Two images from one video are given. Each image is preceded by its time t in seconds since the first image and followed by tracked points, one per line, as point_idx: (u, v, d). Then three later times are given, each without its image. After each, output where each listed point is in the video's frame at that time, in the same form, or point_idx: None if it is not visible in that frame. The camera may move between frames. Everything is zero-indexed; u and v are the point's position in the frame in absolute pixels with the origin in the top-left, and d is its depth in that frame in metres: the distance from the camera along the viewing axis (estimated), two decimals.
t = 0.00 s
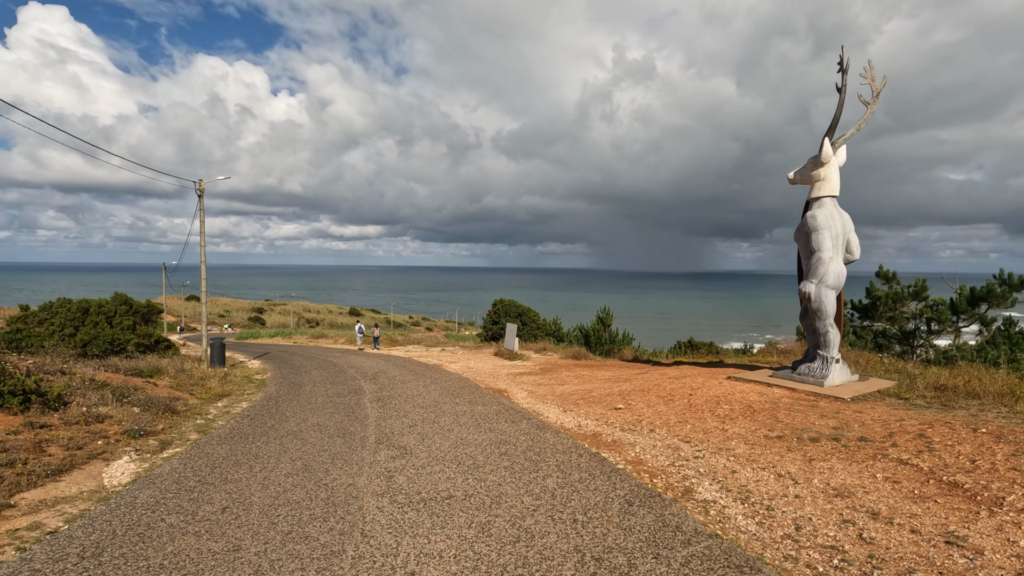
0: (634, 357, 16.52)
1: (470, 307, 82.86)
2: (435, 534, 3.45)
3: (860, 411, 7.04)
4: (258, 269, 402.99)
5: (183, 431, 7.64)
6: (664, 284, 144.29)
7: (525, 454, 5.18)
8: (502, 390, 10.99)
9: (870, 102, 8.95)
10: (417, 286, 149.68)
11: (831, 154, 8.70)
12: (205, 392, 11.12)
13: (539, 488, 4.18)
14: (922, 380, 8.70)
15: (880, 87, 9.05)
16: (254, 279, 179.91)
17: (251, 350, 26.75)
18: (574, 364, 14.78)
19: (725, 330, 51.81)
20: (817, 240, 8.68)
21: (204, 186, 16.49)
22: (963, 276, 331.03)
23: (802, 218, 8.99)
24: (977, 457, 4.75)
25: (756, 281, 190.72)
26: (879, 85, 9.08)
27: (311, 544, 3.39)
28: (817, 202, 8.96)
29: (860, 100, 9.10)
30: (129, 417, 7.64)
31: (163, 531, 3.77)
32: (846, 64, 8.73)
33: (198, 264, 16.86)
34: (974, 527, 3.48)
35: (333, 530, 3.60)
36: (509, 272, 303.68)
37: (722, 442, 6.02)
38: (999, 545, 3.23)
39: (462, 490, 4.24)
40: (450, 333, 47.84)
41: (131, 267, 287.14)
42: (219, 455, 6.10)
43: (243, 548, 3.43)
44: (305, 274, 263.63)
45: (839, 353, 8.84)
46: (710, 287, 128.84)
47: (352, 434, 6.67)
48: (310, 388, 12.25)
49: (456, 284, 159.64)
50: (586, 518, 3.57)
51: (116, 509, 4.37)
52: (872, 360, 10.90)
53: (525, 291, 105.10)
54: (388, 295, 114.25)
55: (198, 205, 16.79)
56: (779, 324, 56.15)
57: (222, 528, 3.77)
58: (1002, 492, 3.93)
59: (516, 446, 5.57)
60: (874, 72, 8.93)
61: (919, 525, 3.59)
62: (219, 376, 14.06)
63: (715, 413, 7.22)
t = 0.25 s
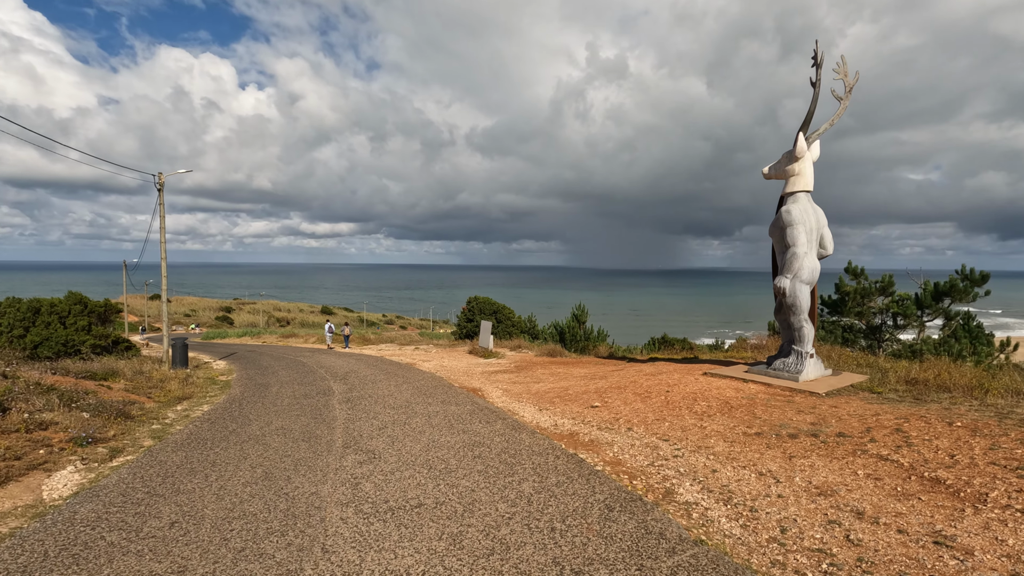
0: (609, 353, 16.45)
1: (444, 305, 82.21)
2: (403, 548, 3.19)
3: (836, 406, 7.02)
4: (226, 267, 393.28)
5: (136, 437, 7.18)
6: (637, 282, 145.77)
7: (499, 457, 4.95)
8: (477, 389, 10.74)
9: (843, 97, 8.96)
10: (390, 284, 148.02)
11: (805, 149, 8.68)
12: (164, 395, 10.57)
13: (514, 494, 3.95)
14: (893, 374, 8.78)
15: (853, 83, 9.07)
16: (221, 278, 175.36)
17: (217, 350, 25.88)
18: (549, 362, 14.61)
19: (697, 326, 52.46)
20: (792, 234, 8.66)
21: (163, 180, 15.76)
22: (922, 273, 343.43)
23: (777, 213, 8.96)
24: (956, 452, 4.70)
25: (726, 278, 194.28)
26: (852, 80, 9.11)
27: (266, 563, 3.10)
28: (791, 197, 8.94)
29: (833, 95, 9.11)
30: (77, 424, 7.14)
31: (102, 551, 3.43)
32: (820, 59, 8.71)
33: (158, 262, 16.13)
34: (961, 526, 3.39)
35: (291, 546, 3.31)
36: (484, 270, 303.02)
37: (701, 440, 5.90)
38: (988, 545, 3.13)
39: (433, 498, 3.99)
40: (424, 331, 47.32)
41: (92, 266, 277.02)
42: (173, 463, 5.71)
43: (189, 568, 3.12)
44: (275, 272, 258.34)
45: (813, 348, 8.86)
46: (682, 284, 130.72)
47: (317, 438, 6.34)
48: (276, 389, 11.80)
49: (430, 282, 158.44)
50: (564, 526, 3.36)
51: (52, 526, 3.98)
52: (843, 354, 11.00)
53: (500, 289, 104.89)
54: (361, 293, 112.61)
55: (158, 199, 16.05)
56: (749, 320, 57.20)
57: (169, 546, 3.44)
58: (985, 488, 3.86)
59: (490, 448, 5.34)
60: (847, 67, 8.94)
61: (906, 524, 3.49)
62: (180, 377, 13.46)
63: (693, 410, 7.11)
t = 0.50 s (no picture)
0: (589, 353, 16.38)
1: (423, 305, 81.58)
2: (376, 567, 2.98)
3: (817, 405, 7.01)
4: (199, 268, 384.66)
5: (95, 447, 6.80)
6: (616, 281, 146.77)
7: (479, 464, 4.76)
8: (456, 391, 10.53)
9: (821, 96, 8.98)
10: (368, 284, 146.39)
11: (784, 147, 8.68)
12: (128, 401, 10.11)
13: (495, 504, 3.76)
14: (871, 372, 8.84)
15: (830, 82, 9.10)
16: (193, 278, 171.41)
17: (188, 352, 25.12)
18: (529, 362, 14.45)
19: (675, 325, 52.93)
20: (772, 233, 8.64)
21: (128, 176, 15.16)
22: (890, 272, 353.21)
23: (757, 211, 8.95)
24: (939, 451, 4.67)
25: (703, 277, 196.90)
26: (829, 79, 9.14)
27: None
28: (771, 196, 8.93)
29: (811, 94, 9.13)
30: (31, 434, 6.73)
31: None
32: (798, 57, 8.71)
33: (123, 262, 15.51)
34: (952, 529, 3.31)
35: (254, 567, 3.08)
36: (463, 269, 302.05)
37: (685, 442, 5.79)
38: (981, 550, 3.05)
39: (409, 510, 3.78)
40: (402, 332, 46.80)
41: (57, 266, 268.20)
42: (133, 475, 5.39)
43: None
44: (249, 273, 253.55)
45: (793, 347, 8.86)
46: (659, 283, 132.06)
47: (289, 445, 6.06)
48: (248, 393, 11.40)
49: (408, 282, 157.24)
50: (548, 539, 3.19)
51: None
52: (821, 352, 11.08)
53: (478, 288, 104.54)
54: (338, 294, 111.05)
55: (123, 197, 15.44)
56: (725, 319, 57.98)
57: (120, 570, 3.17)
58: (972, 489, 3.81)
59: (469, 454, 5.14)
60: (825, 66, 8.97)
61: (897, 529, 3.40)
62: (146, 382, 12.94)
63: (675, 411, 7.01)
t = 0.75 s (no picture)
0: (566, 352, 16.22)
1: (397, 306, 80.68)
2: None
3: (796, 402, 6.97)
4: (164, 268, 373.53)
5: (41, 458, 6.32)
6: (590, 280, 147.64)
7: (456, 470, 4.52)
8: (431, 392, 10.25)
9: (797, 93, 8.99)
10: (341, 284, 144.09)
11: (761, 144, 8.66)
12: (81, 408, 9.53)
13: (473, 513, 3.54)
14: (847, 368, 8.89)
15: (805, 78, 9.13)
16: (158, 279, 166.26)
17: (150, 356, 24.15)
18: (506, 362, 14.23)
19: (649, 324, 53.35)
20: (749, 230, 8.61)
21: (83, 171, 14.40)
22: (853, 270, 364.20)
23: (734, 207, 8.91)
24: (923, 447, 4.62)
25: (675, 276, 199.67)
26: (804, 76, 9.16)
27: None
28: (748, 192, 8.91)
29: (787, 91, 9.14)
30: None
31: None
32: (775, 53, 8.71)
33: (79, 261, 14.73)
34: (946, 529, 3.22)
35: None
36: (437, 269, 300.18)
37: (667, 442, 5.65)
38: (978, 550, 2.96)
39: (382, 521, 3.53)
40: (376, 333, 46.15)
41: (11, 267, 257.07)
42: (81, 488, 4.98)
43: None
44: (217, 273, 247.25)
45: (770, 343, 8.86)
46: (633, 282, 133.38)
47: (253, 453, 5.72)
48: (213, 397, 10.91)
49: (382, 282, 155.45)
50: (531, 551, 2.99)
51: None
52: (796, 349, 11.15)
53: (453, 288, 103.89)
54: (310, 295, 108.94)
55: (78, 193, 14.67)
56: (697, 317, 58.82)
57: None
58: (961, 486, 3.73)
59: (446, 458, 4.90)
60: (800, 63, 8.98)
61: (890, 529, 3.29)
62: (103, 387, 12.27)
63: (656, 410, 6.89)
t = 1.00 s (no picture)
0: (543, 352, 16.07)
1: (371, 306, 79.58)
2: None
3: (776, 401, 6.93)
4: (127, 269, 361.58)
5: None
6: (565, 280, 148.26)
7: (432, 479, 4.29)
8: (405, 395, 9.95)
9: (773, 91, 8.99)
10: (312, 285, 141.55)
11: (739, 142, 8.63)
12: (30, 417, 8.95)
13: (451, 528, 3.31)
14: (822, 365, 8.94)
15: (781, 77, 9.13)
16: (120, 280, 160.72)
17: (110, 360, 23.12)
18: (482, 363, 14.00)
19: (623, 323, 53.68)
20: (727, 228, 8.58)
21: (35, 166, 13.63)
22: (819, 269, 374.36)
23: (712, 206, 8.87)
24: (906, 446, 4.57)
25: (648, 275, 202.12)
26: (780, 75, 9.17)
27: None
28: (726, 190, 8.87)
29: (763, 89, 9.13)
30: None
31: None
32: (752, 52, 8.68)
33: (30, 261, 13.96)
34: (939, 533, 3.13)
35: None
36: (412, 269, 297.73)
37: (649, 444, 5.52)
38: (974, 555, 2.87)
39: (352, 539, 3.28)
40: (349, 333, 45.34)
41: None
42: (22, 506, 4.58)
43: None
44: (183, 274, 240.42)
45: (748, 342, 8.85)
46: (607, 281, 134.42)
47: (215, 464, 5.37)
48: (174, 403, 10.40)
49: (355, 282, 153.27)
50: (515, 570, 2.79)
51: None
52: (771, 347, 11.21)
53: (427, 288, 103.03)
54: (280, 295, 106.68)
55: (29, 189, 13.88)
56: (670, 316, 59.49)
57: None
58: (949, 487, 3.67)
59: (421, 467, 4.66)
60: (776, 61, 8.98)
61: (882, 534, 3.19)
62: (56, 394, 11.60)
63: (636, 411, 6.76)
